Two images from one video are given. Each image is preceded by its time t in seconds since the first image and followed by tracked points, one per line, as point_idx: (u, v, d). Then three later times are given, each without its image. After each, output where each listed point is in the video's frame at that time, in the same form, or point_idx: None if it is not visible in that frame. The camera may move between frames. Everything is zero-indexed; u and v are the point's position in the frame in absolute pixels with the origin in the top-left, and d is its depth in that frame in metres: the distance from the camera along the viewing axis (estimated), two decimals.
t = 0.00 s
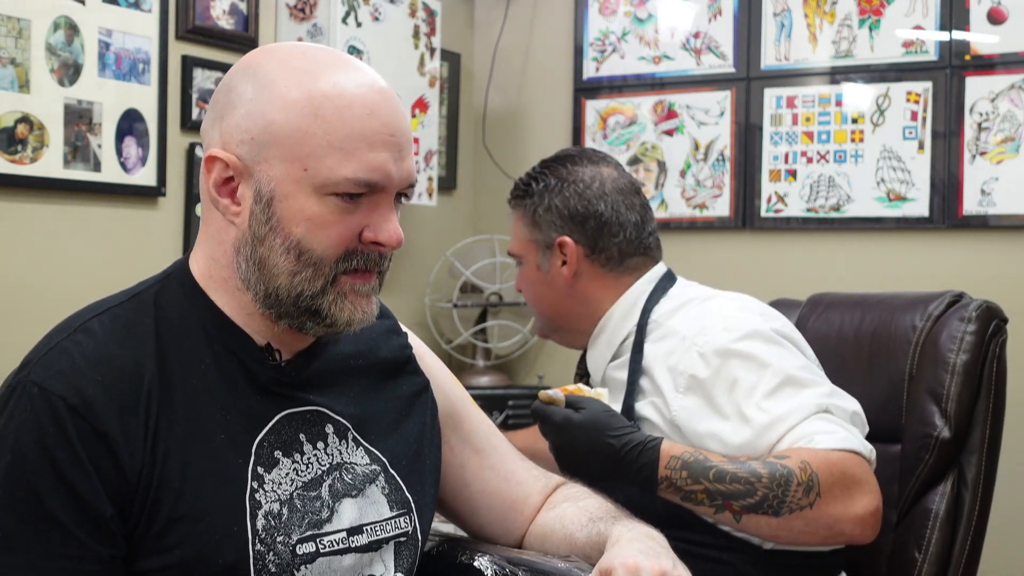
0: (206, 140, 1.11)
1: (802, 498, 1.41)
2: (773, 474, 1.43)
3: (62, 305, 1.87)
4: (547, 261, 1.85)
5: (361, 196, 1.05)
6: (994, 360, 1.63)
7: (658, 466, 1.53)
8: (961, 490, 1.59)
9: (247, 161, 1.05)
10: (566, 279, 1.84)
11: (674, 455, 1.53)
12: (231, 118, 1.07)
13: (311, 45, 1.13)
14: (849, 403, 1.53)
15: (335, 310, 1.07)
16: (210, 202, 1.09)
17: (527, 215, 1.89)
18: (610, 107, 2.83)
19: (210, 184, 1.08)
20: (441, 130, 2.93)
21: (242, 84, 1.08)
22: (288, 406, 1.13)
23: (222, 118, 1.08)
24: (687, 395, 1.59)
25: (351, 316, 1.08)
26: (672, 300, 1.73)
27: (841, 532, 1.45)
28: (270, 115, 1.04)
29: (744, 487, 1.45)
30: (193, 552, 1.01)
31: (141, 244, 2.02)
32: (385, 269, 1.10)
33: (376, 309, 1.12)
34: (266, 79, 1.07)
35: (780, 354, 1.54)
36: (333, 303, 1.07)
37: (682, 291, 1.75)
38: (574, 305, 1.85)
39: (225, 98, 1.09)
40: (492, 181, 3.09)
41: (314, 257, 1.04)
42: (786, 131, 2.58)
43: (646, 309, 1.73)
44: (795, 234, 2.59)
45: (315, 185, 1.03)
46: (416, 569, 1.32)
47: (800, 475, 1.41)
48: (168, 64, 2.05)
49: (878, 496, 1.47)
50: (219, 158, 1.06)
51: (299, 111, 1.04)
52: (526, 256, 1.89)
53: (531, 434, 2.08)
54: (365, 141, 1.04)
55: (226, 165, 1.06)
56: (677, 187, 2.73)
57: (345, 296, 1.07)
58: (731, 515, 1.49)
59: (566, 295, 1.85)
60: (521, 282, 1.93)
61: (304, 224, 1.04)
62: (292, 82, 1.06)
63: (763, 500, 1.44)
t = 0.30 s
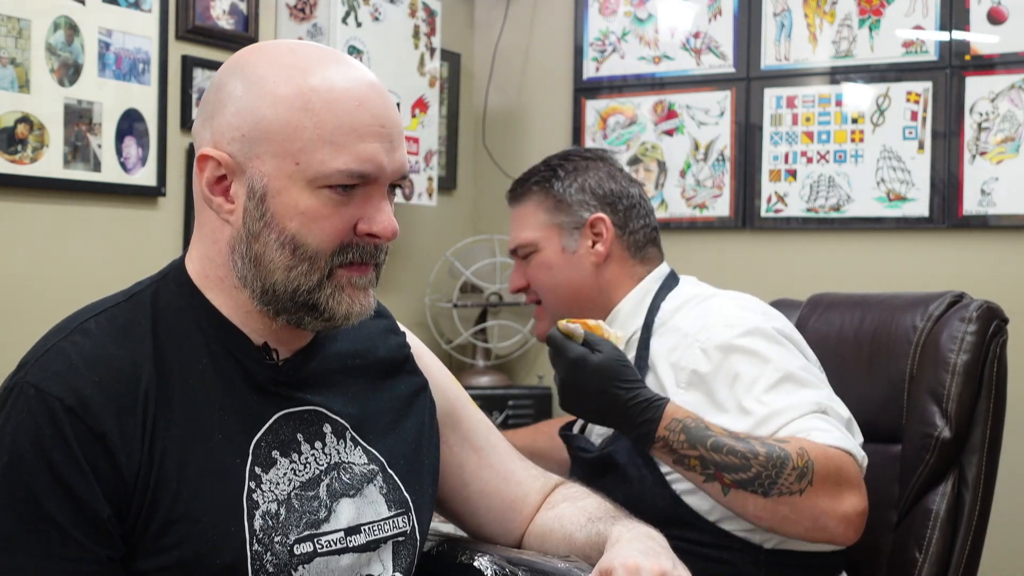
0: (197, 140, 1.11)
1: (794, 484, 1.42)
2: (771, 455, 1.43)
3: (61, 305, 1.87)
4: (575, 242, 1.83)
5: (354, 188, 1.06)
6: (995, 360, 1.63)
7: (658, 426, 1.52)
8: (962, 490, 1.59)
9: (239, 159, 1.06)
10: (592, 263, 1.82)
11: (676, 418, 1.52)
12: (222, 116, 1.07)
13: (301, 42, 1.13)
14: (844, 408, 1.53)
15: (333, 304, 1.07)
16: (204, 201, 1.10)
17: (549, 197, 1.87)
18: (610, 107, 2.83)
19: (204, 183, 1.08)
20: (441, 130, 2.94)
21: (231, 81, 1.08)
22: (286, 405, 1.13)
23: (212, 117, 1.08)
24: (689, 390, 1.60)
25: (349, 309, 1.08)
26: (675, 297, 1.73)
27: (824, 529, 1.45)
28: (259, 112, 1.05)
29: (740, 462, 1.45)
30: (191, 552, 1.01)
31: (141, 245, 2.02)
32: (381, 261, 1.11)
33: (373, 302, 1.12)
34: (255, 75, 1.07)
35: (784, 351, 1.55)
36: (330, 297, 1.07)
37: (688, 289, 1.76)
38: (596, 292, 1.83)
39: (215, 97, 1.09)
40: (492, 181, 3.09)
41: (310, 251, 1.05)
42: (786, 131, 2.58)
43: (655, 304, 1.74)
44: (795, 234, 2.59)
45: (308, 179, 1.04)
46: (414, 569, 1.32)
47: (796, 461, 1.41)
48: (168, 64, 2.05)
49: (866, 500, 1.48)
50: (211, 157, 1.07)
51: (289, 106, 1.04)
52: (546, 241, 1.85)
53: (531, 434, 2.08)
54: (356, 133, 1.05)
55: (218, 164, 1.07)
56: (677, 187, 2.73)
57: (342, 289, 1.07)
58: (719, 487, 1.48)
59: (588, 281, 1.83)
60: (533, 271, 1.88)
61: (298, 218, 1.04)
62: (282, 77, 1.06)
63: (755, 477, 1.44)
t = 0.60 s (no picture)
0: (195, 140, 1.11)
1: (787, 505, 1.41)
2: (762, 478, 1.43)
3: (62, 305, 1.87)
4: (569, 245, 1.84)
5: (353, 185, 1.06)
6: (994, 359, 1.63)
7: (649, 458, 1.53)
8: (961, 490, 1.59)
9: (238, 158, 1.06)
10: (587, 266, 1.82)
11: (665, 449, 1.52)
12: (220, 116, 1.07)
13: (299, 41, 1.13)
14: (842, 414, 1.53)
15: (334, 302, 1.07)
16: (203, 201, 1.10)
17: (549, 197, 1.88)
18: (610, 107, 2.83)
19: (202, 182, 1.08)
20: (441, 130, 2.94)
21: (228, 80, 1.08)
22: (285, 406, 1.13)
23: (210, 117, 1.08)
24: (683, 391, 1.59)
25: (351, 308, 1.08)
26: (674, 298, 1.73)
27: (821, 542, 1.45)
28: (257, 111, 1.05)
29: (732, 488, 1.45)
30: (191, 552, 1.01)
31: (141, 245, 2.02)
32: (381, 260, 1.11)
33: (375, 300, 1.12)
34: (252, 74, 1.07)
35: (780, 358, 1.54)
36: (331, 296, 1.07)
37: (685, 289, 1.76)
38: (590, 295, 1.83)
39: (213, 97, 1.09)
40: (492, 181, 3.09)
41: (309, 250, 1.05)
42: (785, 131, 2.58)
43: (654, 305, 1.74)
44: (795, 234, 2.59)
45: (306, 177, 1.04)
46: (414, 569, 1.32)
47: (788, 482, 1.41)
48: (168, 64, 2.05)
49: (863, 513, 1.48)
50: (210, 157, 1.07)
51: (286, 104, 1.04)
52: (542, 242, 1.87)
53: (531, 434, 2.08)
54: (353, 131, 1.05)
55: (216, 164, 1.07)
56: (677, 187, 2.73)
57: (343, 287, 1.07)
58: (715, 513, 1.49)
59: (583, 283, 1.83)
60: (530, 271, 1.90)
61: (298, 216, 1.04)
62: (279, 76, 1.06)
63: (748, 502, 1.44)
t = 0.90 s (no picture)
0: (196, 141, 1.11)
1: (790, 504, 1.42)
2: (762, 477, 1.43)
3: (62, 305, 1.87)
4: (546, 261, 1.86)
5: (355, 185, 1.06)
6: (994, 359, 1.63)
7: (651, 459, 1.53)
8: (961, 490, 1.59)
9: (239, 158, 1.06)
10: (567, 279, 1.84)
11: (667, 449, 1.52)
12: (221, 116, 1.07)
13: (299, 42, 1.13)
14: (843, 412, 1.54)
15: (337, 301, 1.07)
16: (204, 201, 1.10)
17: (526, 214, 1.89)
18: (610, 107, 2.83)
19: (204, 183, 1.08)
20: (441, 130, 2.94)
21: (229, 81, 1.08)
22: (285, 407, 1.13)
23: (212, 117, 1.08)
24: (682, 392, 1.59)
25: (354, 306, 1.08)
26: (675, 293, 1.74)
27: (824, 541, 1.46)
28: (259, 111, 1.05)
29: (734, 488, 1.45)
30: (192, 552, 1.01)
31: (141, 245, 2.02)
32: (382, 259, 1.11)
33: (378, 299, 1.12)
34: (254, 74, 1.07)
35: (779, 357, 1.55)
36: (333, 294, 1.07)
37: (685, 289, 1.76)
38: (574, 305, 1.85)
39: (214, 97, 1.09)
40: (492, 181, 3.09)
41: (311, 249, 1.05)
42: (785, 131, 2.58)
43: (648, 305, 1.74)
44: (795, 234, 2.59)
45: (308, 177, 1.04)
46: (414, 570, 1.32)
47: (791, 481, 1.41)
48: (168, 63, 2.05)
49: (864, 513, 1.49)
50: (212, 157, 1.07)
51: (288, 105, 1.04)
52: (525, 258, 1.90)
53: (531, 434, 2.08)
54: (355, 131, 1.05)
55: (218, 164, 1.07)
56: (677, 188, 2.73)
57: (346, 286, 1.07)
58: (717, 513, 1.49)
59: (566, 295, 1.85)
60: (521, 283, 1.94)
61: (299, 216, 1.04)
62: (280, 77, 1.06)
63: (751, 502, 1.44)
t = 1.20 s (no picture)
0: (199, 140, 1.11)
1: (791, 504, 1.42)
2: (763, 477, 1.43)
3: (62, 304, 1.87)
4: (549, 259, 1.86)
5: (358, 187, 1.05)
6: (994, 359, 1.63)
7: (652, 459, 1.53)
8: (961, 490, 1.59)
9: (243, 158, 1.06)
10: (569, 277, 1.84)
11: (668, 450, 1.52)
12: (224, 116, 1.07)
13: (304, 43, 1.13)
14: (844, 412, 1.54)
15: (337, 302, 1.07)
16: (206, 201, 1.10)
17: (531, 212, 1.89)
18: (610, 107, 2.83)
19: (206, 183, 1.08)
20: (441, 130, 2.94)
21: (233, 81, 1.08)
22: (285, 408, 1.13)
23: (215, 117, 1.08)
24: (683, 392, 1.59)
25: (355, 307, 1.08)
26: (676, 292, 1.74)
27: (826, 542, 1.46)
28: (264, 111, 1.05)
29: (735, 488, 1.45)
30: (192, 552, 1.01)
31: (141, 244, 2.01)
32: (383, 262, 1.11)
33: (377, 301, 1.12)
34: (258, 75, 1.07)
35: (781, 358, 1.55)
36: (334, 296, 1.07)
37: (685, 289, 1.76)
38: (575, 304, 1.85)
39: (218, 97, 1.09)
40: (492, 181, 3.09)
41: (313, 250, 1.05)
42: (786, 131, 2.58)
43: (648, 305, 1.74)
44: (795, 234, 2.59)
45: (311, 178, 1.04)
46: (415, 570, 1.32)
47: (791, 482, 1.41)
48: (168, 63, 2.05)
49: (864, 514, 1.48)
50: (215, 157, 1.07)
51: (292, 105, 1.04)
52: (528, 254, 1.90)
53: (531, 434, 2.08)
54: (359, 133, 1.05)
55: (221, 164, 1.07)
56: (677, 188, 2.73)
57: (347, 288, 1.07)
58: (718, 514, 1.49)
59: (567, 293, 1.86)
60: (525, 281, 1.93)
61: (302, 218, 1.04)
62: (285, 77, 1.06)
63: (752, 502, 1.44)
